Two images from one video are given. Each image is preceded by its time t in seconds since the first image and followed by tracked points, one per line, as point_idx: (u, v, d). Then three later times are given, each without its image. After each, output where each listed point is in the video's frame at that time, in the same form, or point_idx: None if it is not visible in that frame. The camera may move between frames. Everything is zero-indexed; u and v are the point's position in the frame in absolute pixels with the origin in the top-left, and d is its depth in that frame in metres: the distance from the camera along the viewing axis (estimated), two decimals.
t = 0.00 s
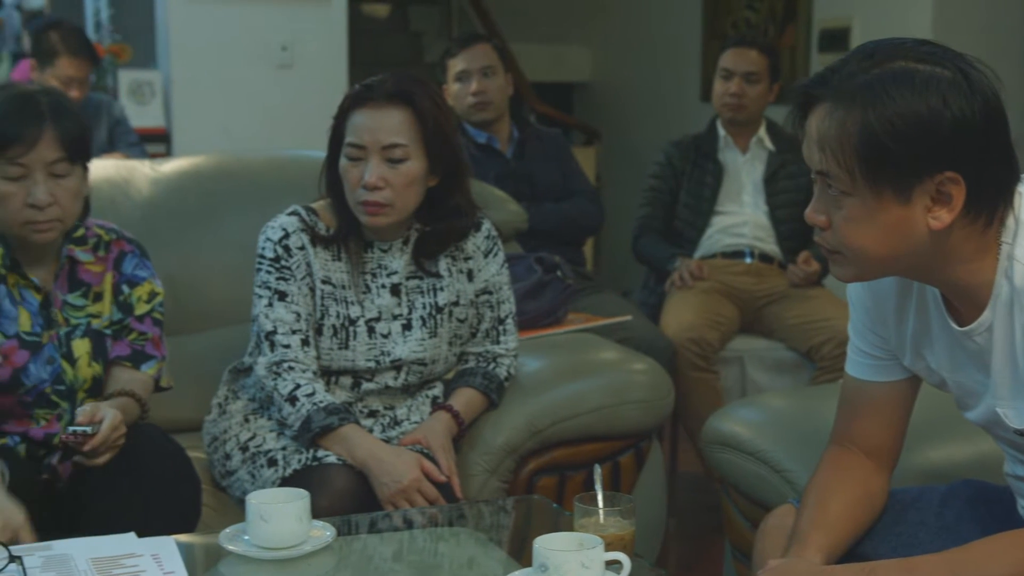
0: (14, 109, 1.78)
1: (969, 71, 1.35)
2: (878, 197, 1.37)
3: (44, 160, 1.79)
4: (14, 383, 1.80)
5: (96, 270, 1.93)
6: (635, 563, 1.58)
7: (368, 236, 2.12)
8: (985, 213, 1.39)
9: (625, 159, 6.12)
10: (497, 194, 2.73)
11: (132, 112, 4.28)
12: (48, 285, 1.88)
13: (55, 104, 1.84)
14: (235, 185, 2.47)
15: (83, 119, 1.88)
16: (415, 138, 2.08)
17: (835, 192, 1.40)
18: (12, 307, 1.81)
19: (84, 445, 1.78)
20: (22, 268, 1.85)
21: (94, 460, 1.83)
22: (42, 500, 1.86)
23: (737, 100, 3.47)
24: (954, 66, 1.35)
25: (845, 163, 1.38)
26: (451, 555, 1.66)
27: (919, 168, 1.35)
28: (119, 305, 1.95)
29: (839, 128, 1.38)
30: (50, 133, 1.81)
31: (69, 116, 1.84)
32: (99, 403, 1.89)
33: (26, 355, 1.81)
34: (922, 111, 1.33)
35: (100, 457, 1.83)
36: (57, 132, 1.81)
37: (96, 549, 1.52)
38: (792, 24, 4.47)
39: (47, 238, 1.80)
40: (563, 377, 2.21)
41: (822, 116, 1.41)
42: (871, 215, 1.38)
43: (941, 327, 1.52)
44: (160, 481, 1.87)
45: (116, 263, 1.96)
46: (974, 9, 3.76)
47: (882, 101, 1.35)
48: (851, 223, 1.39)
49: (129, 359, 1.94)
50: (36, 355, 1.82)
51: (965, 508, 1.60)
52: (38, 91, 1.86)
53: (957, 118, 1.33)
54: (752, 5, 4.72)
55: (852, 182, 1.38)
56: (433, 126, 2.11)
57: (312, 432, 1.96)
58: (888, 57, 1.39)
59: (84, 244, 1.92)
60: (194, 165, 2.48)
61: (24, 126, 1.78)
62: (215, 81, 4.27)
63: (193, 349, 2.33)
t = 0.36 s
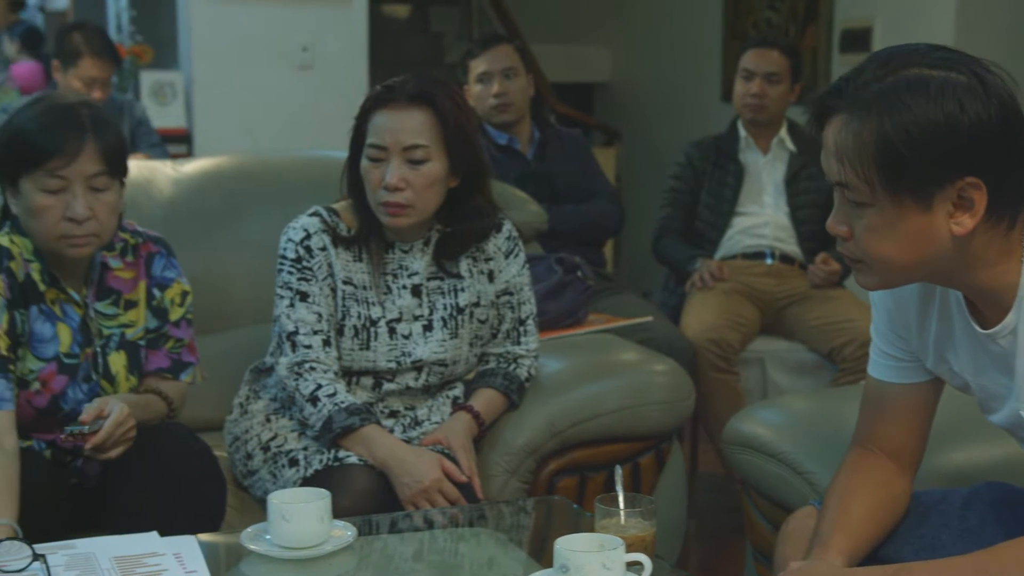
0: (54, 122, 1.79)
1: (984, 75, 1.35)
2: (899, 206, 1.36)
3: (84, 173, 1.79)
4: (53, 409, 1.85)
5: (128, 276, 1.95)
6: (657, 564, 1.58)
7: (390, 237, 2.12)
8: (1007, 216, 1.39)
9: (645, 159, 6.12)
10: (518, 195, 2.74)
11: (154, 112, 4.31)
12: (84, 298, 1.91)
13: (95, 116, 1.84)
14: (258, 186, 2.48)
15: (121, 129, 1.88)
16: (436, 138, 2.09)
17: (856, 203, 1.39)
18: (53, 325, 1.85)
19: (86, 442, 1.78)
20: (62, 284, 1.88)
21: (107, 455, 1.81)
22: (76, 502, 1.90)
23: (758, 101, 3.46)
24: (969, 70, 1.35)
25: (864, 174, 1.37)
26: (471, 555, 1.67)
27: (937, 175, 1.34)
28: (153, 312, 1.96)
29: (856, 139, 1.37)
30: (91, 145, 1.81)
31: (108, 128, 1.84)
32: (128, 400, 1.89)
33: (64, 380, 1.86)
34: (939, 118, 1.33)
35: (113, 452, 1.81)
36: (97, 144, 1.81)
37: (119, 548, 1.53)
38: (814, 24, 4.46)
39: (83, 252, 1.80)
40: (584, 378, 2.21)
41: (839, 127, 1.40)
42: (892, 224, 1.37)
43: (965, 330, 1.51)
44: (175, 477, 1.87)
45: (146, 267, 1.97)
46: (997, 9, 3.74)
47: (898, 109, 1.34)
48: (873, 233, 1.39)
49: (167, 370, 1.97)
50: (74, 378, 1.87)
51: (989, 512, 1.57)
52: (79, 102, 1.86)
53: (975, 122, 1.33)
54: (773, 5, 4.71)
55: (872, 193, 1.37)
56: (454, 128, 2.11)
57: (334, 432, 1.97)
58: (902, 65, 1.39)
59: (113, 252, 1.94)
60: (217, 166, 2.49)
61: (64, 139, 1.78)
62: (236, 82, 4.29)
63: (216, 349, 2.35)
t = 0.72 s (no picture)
0: (87, 141, 1.78)
1: (1014, 70, 1.34)
2: (923, 199, 1.36)
3: (118, 192, 1.79)
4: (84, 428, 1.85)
5: (156, 287, 1.95)
6: (677, 566, 1.57)
7: (410, 238, 2.12)
8: None
9: (663, 159, 6.11)
10: (538, 196, 2.74)
11: (174, 113, 4.31)
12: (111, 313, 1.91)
13: (128, 134, 1.83)
14: (280, 187, 2.48)
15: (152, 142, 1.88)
16: (458, 139, 2.09)
17: (880, 195, 1.39)
18: (85, 345, 1.85)
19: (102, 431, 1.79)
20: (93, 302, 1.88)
21: (126, 444, 1.81)
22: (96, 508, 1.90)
23: (779, 102, 3.45)
24: (999, 65, 1.34)
25: (889, 167, 1.37)
26: (490, 556, 1.67)
27: (963, 169, 1.33)
28: (185, 321, 1.97)
29: (883, 131, 1.37)
30: (124, 163, 1.80)
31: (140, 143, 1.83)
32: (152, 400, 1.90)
33: (95, 399, 1.85)
34: (967, 112, 1.32)
35: (132, 441, 1.81)
36: (130, 161, 1.81)
37: (140, 547, 1.54)
38: (835, 26, 4.44)
39: (115, 271, 1.79)
40: (605, 379, 2.21)
41: (866, 117, 1.40)
42: (915, 217, 1.37)
43: (988, 332, 1.51)
44: (193, 474, 1.87)
45: (174, 275, 1.98)
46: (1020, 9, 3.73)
47: (926, 103, 1.34)
48: (896, 225, 1.38)
49: (202, 381, 1.98)
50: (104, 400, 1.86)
51: (1012, 516, 1.56)
52: (110, 118, 1.85)
53: (1004, 118, 1.32)
54: (794, 6, 4.70)
55: (897, 185, 1.37)
56: (475, 130, 2.12)
57: (354, 433, 1.98)
58: (931, 58, 1.38)
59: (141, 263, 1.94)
60: (239, 165, 2.50)
61: (97, 158, 1.77)
62: (257, 83, 4.30)
63: (238, 350, 2.35)
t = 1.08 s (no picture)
0: (114, 160, 1.77)
1: None
2: (946, 201, 1.35)
3: (145, 212, 1.79)
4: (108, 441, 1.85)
5: (181, 296, 1.93)
6: (698, 568, 1.57)
7: (430, 240, 2.13)
8: None
9: (683, 160, 6.10)
10: (558, 197, 2.74)
11: (195, 115, 4.34)
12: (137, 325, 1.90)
13: (155, 151, 1.83)
14: (301, 188, 2.49)
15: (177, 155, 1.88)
16: (477, 141, 2.09)
17: (902, 196, 1.38)
18: (111, 359, 1.85)
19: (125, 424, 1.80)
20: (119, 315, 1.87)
21: (147, 441, 1.81)
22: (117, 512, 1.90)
23: (799, 103, 3.44)
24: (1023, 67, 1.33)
25: (912, 168, 1.36)
26: (509, 556, 1.67)
27: (986, 170, 1.33)
28: (210, 327, 1.97)
29: (906, 132, 1.37)
30: (152, 182, 1.79)
31: (167, 157, 1.83)
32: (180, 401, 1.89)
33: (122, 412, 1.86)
34: (992, 113, 1.31)
35: (153, 437, 1.82)
36: (158, 179, 1.80)
37: (162, 547, 1.54)
38: (855, 27, 4.43)
39: (143, 289, 1.79)
40: (624, 381, 2.21)
41: (889, 118, 1.40)
42: (938, 219, 1.36)
43: (1011, 334, 1.51)
44: (213, 472, 1.89)
45: (198, 281, 1.96)
46: None
47: (949, 104, 1.34)
48: (918, 227, 1.38)
49: (229, 385, 2.00)
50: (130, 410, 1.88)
51: None
52: (136, 135, 1.84)
53: None
54: (814, 7, 4.69)
55: (920, 186, 1.36)
56: (495, 131, 2.12)
57: (374, 433, 1.98)
58: (955, 59, 1.37)
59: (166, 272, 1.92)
60: (258, 167, 2.50)
61: (126, 177, 1.77)
62: (276, 84, 4.32)
63: (259, 350, 2.36)
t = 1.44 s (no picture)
0: (138, 171, 1.77)
1: None
2: (967, 204, 1.35)
3: (167, 223, 1.79)
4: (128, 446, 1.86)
5: (200, 300, 1.94)
6: (717, 570, 1.56)
7: (449, 242, 2.13)
8: None
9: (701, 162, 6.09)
10: (576, 199, 2.73)
11: (213, 117, 4.36)
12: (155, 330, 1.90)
13: (178, 162, 1.83)
14: (319, 191, 2.49)
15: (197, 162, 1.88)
16: (496, 144, 2.10)
17: (923, 200, 1.38)
18: (132, 366, 1.86)
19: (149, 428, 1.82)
20: (138, 323, 1.88)
21: (170, 443, 1.84)
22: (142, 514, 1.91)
23: (818, 105, 3.43)
24: None
25: (934, 171, 1.36)
26: (528, 559, 1.67)
27: (1007, 177, 1.32)
28: (229, 331, 1.98)
29: (927, 135, 1.36)
30: (174, 194, 1.79)
31: (188, 164, 1.84)
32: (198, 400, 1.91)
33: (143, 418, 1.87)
34: (1015, 116, 1.31)
35: (176, 439, 1.85)
36: (180, 190, 1.81)
37: (181, 548, 1.54)
38: (875, 28, 4.42)
39: (163, 300, 1.80)
40: (643, 383, 2.21)
41: (910, 121, 1.39)
42: (959, 222, 1.36)
43: None
44: (234, 474, 1.90)
45: (216, 285, 1.97)
46: None
47: (971, 107, 1.33)
48: (938, 231, 1.37)
49: (249, 388, 2.01)
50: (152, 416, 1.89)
51: None
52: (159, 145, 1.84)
53: None
54: (833, 8, 4.68)
55: (941, 190, 1.36)
56: (514, 134, 2.12)
57: (393, 435, 1.98)
58: (977, 62, 1.37)
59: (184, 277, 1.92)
60: (276, 169, 2.51)
61: (149, 188, 1.77)
62: (294, 86, 4.34)
63: (279, 351, 2.37)
